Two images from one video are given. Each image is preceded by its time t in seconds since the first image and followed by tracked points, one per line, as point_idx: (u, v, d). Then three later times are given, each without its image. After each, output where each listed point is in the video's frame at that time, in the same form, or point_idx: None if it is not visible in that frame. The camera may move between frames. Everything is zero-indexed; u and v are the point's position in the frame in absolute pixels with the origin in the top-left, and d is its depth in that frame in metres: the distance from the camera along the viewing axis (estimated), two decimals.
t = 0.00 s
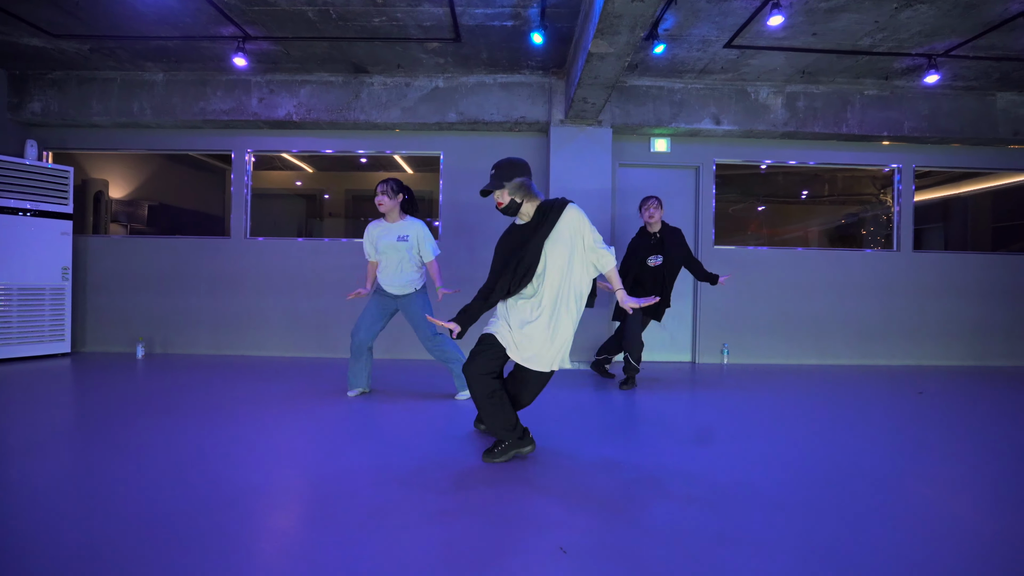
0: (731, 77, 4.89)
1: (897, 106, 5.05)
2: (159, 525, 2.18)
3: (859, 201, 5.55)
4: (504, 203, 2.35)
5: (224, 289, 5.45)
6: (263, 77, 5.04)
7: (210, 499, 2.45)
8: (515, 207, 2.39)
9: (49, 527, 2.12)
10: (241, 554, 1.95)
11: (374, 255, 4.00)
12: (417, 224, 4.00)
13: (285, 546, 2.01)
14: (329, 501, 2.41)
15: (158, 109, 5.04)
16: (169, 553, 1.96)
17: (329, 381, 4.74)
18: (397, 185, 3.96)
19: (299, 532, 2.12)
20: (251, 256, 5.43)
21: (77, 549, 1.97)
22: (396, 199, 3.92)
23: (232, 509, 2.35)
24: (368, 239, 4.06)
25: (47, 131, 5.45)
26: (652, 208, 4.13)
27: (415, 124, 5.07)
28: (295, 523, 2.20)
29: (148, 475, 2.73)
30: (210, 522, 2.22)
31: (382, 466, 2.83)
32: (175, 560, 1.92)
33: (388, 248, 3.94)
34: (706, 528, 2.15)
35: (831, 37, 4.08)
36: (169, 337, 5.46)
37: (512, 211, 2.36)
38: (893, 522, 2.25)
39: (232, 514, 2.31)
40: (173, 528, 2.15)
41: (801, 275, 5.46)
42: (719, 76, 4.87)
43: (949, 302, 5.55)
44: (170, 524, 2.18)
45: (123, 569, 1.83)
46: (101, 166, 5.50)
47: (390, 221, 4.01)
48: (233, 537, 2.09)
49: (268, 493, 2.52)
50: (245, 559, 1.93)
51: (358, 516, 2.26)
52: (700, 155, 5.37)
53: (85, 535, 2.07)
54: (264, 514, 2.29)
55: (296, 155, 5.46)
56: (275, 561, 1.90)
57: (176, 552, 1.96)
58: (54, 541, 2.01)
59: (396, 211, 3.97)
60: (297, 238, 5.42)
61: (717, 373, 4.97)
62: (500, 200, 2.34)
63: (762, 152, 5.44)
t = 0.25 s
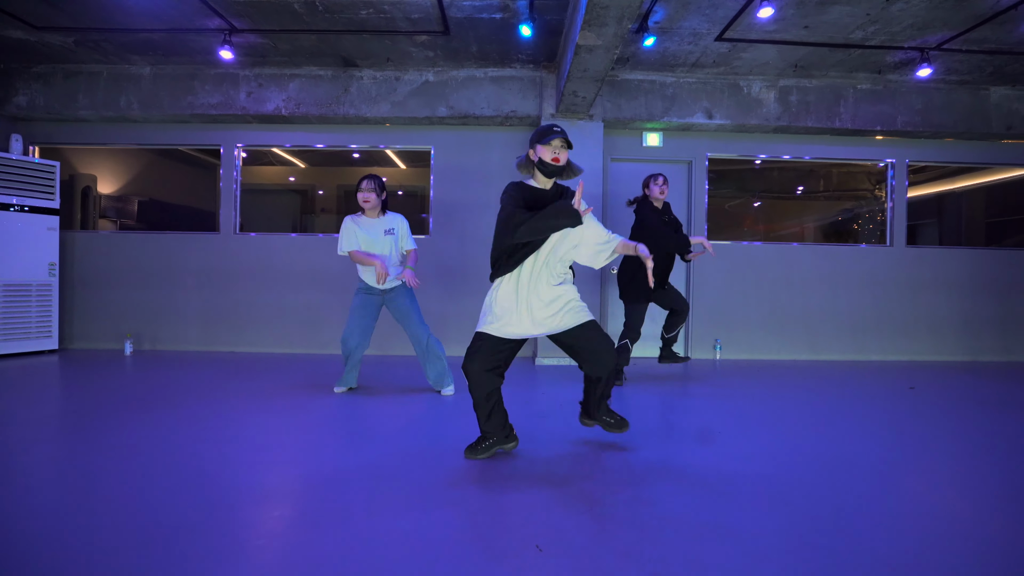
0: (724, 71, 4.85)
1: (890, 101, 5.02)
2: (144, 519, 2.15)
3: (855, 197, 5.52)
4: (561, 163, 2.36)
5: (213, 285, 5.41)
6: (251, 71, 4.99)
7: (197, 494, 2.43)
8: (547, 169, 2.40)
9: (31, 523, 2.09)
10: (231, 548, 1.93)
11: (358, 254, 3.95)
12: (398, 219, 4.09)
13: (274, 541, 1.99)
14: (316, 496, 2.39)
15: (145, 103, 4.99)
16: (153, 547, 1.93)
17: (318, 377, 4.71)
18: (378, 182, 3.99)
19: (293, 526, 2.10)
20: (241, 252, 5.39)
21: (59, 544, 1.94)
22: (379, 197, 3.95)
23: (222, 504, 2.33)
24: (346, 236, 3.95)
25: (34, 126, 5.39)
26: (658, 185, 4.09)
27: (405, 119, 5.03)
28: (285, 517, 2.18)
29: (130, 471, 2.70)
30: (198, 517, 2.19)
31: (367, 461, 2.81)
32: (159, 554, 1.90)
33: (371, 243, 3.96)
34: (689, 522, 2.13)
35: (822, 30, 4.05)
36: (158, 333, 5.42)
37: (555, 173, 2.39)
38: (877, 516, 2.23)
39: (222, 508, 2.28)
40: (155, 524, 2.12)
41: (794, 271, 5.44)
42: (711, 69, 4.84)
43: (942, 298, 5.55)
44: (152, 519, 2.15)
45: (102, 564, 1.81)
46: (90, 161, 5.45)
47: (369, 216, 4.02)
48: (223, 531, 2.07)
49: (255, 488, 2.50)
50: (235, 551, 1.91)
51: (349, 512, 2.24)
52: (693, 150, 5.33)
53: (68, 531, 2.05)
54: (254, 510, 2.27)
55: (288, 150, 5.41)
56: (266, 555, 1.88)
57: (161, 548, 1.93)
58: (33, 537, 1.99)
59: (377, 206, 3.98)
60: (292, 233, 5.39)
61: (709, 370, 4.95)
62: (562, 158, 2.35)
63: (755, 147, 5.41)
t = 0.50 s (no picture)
0: (724, 63, 4.73)
1: (894, 94, 4.91)
2: (119, 521, 2.05)
3: (856, 193, 5.41)
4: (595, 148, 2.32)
5: (202, 282, 5.29)
6: (239, 62, 4.86)
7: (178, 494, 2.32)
8: (580, 156, 2.33)
9: None
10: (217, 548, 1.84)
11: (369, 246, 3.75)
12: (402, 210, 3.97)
13: (259, 541, 1.89)
14: (302, 497, 2.28)
15: (130, 95, 4.86)
16: (129, 550, 1.83)
17: (308, 377, 4.60)
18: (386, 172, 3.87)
19: (282, 526, 2.00)
20: (230, 248, 5.27)
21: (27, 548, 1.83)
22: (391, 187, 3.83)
23: (204, 503, 2.23)
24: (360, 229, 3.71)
25: (17, 118, 5.26)
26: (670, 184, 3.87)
27: (398, 111, 4.90)
28: (276, 517, 2.08)
29: (106, 471, 2.59)
30: (180, 517, 2.09)
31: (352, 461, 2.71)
32: (135, 557, 1.79)
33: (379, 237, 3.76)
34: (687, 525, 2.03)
35: (826, 20, 3.93)
36: (146, 331, 5.30)
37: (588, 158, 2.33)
38: (883, 519, 2.13)
39: (205, 507, 2.18)
40: (132, 525, 2.02)
41: (795, 268, 5.33)
42: (711, 61, 4.71)
43: (945, 295, 5.45)
44: (127, 521, 2.05)
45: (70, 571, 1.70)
46: (75, 155, 5.32)
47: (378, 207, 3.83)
48: (206, 531, 1.97)
49: (238, 488, 2.39)
50: (217, 553, 1.81)
51: (339, 510, 2.14)
52: (692, 144, 5.21)
53: (38, 533, 1.94)
54: (239, 508, 2.16)
55: (280, 144, 5.29)
56: (258, 555, 1.79)
57: (138, 550, 1.83)
58: None
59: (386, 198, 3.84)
60: (286, 230, 5.26)
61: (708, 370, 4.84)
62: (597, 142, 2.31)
63: (756, 141, 5.29)
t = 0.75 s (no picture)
0: (727, 54, 4.57)
1: (902, 87, 4.75)
2: (82, 537, 1.89)
3: (859, 190, 5.25)
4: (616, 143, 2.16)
5: (187, 281, 5.12)
6: (224, 53, 4.69)
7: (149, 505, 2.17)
8: (601, 150, 2.16)
9: None
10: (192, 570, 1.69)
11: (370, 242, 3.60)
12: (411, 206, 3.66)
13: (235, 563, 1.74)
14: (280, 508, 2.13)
15: (111, 87, 4.69)
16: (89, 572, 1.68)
17: (295, 380, 4.44)
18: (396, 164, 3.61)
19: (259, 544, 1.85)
20: (216, 246, 5.10)
21: None
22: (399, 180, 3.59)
23: (177, 514, 2.08)
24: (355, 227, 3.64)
25: None
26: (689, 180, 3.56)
27: (389, 105, 4.74)
28: (264, 530, 1.94)
29: (75, 479, 2.43)
30: (150, 532, 1.93)
31: (337, 469, 2.56)
32: None
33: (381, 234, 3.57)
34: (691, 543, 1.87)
35: (834, 8, 3.77)
36: (129, 332, 5.13)
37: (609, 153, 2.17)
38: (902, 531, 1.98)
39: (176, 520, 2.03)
40: (95, 540, 1.87)
41: (799, 267, 5.17)
42: (713, 53, 4.55)
43: (953, 295, 5.30)
44: (90, 537, 1.89)
45: None
46: (57, 150, 5.14)
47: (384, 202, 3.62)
48: (179, 549, 1.82)
49: (217, 498, 2.24)
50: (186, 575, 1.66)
51: (325, 523, 2.00)
52: (694, 139, 5.05)
53: None
54: (212, 522, 2.01)
55: (271, 139, 5.11)
56: None
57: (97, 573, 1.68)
58: None
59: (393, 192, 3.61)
60: (279, 227, 5.10)
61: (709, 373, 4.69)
62: (619, 138, 2.16)
63: (759, 137, 5.13)
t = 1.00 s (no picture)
0: (725, 52, 4.49)
1: (903, 85, 4.67)
2: (56, 547, 1.80)
3: (857, 190, 5.17)
4: (622, 117, 2.03)
5: (176, 283, 5.03)
6: (212, 51, 4.60)
7: (128, 512, 2.08)
8: (606, 127, 2.03)
9: None
10: None
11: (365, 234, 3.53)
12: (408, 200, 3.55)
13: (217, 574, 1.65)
14: (267, 514, 2.05)
15: (97, 85, 4.60)
16: None
17: (286, 383, 4.35)
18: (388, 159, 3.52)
19: (243, 553, 1.76)
20: (206, 247, 5.01)
21: None
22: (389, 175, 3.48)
23: (156, 521, 1.99)
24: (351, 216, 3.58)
25: None
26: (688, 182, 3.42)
27: (381, 104, 4.65)
28: (258, 538, 1.86)
29: (50, 487, 2.34)
30: (127, 540, 1.85)
31: (323, 475, 2.47)
32: None
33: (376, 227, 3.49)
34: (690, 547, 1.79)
35: (834, 4, 3.69)
36: (116, 334, 5.04)
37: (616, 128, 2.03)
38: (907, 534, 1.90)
39: (155, 527, 1.94)
40: (67, 550, 1.78)
41: (798, 268, 5.10)
42: (711, 51, 4.47)
43: (955, 297, 5.22)
44: (67, 545, 1.81)
45: None
46: (43, 149, 5.04)
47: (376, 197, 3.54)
48: (157, 558, 1.73)
49: (201, 503, 2.16)
50: None
51: (314, 530, 1.91)
52: (691, 139, 4.97)
53: None
54: (193, 529, 1.92)
55: (264, 139, 5.02)
56: None
57: None
58: None
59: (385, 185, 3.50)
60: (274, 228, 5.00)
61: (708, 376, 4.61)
62: (624, 112, 2.03)
63: (758, 136, 5.05)
